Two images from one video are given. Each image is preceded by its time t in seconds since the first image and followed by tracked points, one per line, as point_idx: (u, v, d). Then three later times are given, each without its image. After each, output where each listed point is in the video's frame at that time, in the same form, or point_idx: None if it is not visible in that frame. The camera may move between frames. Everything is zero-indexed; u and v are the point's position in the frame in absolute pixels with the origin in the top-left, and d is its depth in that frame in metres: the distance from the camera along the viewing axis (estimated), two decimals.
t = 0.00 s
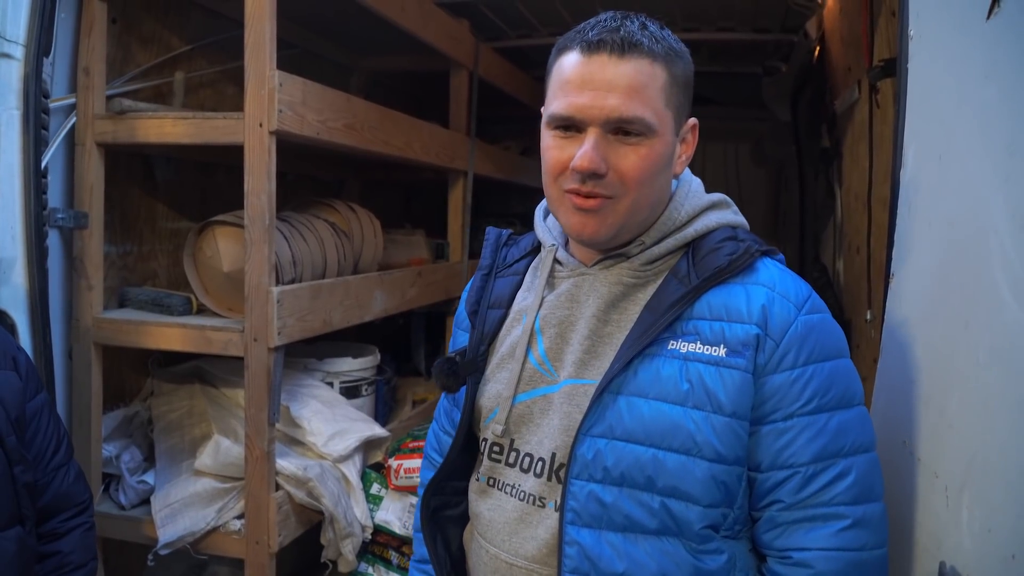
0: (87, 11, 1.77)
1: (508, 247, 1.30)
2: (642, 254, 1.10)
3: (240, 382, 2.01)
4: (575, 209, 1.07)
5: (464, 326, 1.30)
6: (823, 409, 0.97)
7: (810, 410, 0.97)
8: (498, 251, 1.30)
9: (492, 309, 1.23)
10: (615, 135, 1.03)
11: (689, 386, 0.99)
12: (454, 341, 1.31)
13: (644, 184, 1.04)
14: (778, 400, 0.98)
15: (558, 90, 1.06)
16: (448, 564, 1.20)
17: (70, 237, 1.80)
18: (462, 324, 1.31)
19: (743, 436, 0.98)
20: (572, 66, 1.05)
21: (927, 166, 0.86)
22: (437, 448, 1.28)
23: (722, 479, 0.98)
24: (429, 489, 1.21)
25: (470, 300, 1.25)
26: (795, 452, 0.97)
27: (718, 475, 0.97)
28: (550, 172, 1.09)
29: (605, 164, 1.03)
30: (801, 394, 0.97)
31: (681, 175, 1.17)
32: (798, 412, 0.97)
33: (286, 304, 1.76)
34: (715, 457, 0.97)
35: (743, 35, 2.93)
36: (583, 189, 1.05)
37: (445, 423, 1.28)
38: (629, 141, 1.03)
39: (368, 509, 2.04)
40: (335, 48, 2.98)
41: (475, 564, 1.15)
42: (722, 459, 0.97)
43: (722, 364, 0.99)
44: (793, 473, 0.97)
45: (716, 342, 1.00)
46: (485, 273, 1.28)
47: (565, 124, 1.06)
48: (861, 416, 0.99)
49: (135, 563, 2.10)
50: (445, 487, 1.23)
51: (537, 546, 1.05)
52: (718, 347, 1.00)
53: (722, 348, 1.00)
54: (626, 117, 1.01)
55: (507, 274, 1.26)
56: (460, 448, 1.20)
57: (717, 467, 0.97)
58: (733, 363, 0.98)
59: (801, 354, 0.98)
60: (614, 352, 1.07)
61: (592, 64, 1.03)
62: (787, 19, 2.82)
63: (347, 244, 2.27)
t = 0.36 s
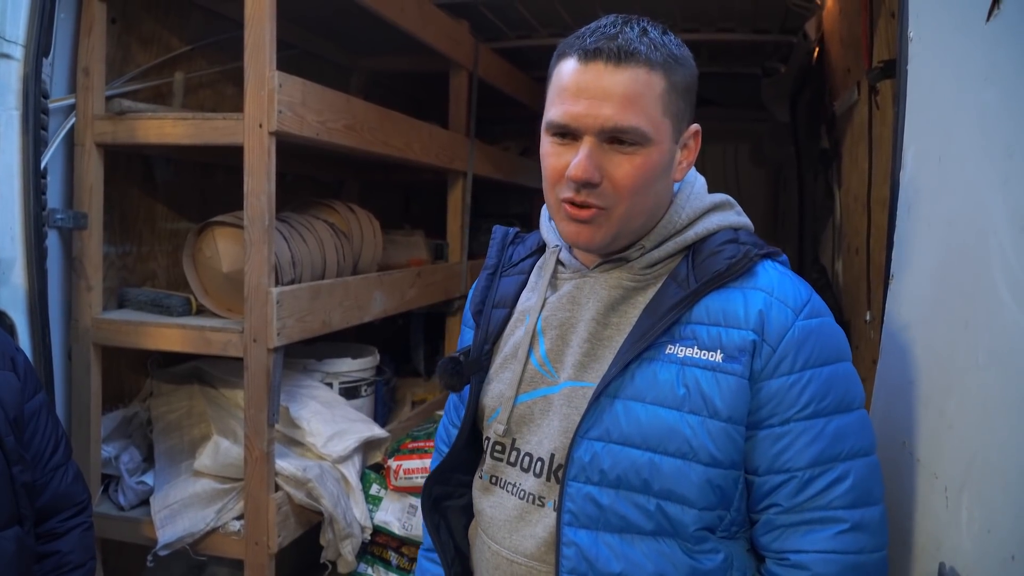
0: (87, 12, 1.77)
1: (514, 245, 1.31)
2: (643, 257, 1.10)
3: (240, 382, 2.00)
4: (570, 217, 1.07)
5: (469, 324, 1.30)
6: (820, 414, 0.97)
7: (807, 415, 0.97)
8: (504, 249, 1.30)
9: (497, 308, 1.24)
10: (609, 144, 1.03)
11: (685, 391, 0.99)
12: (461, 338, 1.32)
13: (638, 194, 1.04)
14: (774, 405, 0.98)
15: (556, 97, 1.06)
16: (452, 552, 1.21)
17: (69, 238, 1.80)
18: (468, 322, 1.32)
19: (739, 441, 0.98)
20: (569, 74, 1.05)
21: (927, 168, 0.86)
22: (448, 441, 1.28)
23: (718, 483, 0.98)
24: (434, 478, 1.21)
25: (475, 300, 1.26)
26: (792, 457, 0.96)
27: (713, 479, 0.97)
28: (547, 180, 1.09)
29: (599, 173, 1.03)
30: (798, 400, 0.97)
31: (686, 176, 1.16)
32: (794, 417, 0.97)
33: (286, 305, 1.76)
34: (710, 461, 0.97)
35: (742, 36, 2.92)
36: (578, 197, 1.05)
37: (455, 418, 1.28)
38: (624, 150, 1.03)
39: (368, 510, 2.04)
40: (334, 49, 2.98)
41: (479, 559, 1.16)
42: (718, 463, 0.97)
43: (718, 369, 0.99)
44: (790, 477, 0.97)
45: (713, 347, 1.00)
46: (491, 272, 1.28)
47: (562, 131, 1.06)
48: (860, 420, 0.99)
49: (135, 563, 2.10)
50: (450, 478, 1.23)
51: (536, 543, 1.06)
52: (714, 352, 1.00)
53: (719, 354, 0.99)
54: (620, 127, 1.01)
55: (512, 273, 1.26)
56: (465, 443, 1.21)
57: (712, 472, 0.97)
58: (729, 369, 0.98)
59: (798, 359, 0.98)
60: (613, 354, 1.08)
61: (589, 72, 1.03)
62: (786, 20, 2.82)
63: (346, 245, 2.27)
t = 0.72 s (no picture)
0: (87, 11, 1.77)
1: (489, 251, 1.29)
2: (629, 255, 1.10)
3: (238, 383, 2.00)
4: (564, 205, 1.07)
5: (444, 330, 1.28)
6: (806, 400, 0.99)
7: (794, 402, 0.99)
8: (480, 255, 1.28)
9: (477, 311, 1.22)
10: (607, 133, 1.04)
11: (679, 382, 1.00)
12: (434, 348, 1.29)
13: (632, 184, 1.05)
14: (763, 394, 1.00)
15: (553, 88, 1.07)
16: (431, 566, 1.20)
17: (68, 238, 1.80)
18: (443, 328, 1.29)
19: (733, 429, 0.99)
20: (568, 65, 1.06)
21: (925, 172, 0.86)
22: (415, 453, 1.28)
23: (714, 472, 0.99)
24: (413, 490, 1.20)
25: (454, 303, 1.23)
26: (780, 443, 0.99)
27: (710, 468, 0.98)
28: (541, 169, 1.08)
29: (597, 161, 1.03)
30: (785, 388, 0.99)
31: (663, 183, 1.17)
32: (782, 404, 0.99)
33: (285, 305, 1.76)
34: (706, 450, 0.98)
35: (741, 38, 2.92)
36: (574, 185, 1.05)
37: (424, 428, 1.27)
38: (620, 140, 1.04)
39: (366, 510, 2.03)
40: (334, 49, 2.98)
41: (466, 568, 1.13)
42: (713, 453, 0.98)
43: (710, 361, 1.00)
44: (779, 462, 0.99)
45: (704, 339, 1.01)
46: (468, 276, 1.26)
47: (559, 121, 1.06)
48: (840, 406, 1.02)
49: (133, 563, 2.10)
50: (430, 488, 1.22)
51: (535, 544, 1.05)
52: (705, 344, 1.01)
53: (710, 345, 1.00)
54: (619, 116, 1.02)
55: (490, 277, 1.25)
56: (446, 453, 1.19)
57: (709, 460, 0.98)
58: (721, 359, 0.99)
59: (784, 349, 1.00)
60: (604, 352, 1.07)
61: (588, 64, 1.04)
62: (785, 22, 2.82)
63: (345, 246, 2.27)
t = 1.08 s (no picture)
0: (87, 12, 1.77)
1: (425, 259, 1.23)
2: (582, 246, 1.12)
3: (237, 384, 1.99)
4: (514, 203, 1.06)
5: (387, 342, 1.19)
6: (757, 369, 1.05)
7: (749, 370, 1.04)
8: (418, 263, 1.21)
9: (427, 317, 1.16)
10: (547, 128, 1.05)
11: (651, 359, 1.02)
12: (373, 366, 1.21)
13: (575, 175, 1.07)
14: (724, 364, 1.04)
15: (488, 91, 1.08)
16: None
17: (68, 239, 1.80)
18: (381, 341, 1.21)
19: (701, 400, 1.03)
20: (501, 68, 1.07)
21: (921, 171, 0.85)
22: (349, 479, 1.25)
23: (691, 442, 1.02)
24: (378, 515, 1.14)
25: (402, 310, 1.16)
26: (740, 410, 1.02)
27: (688, 438, 1.02)
28: (485, 171, 1.08)
29: (542, 155, 1.04)
30: (740, 358, 1.04)
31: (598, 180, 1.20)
32: (739, 373, 1.03)
33: (284, 307, 1.76)
34: (683, 421, 1.01)
35: (740, 39, 2.92)
36: (521, 181, 1.05)
37: (358, 450, 1.24)
38: (561, 133, 1.06)
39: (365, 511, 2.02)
40: (333, 50, 2.99)
41: None
42: (689, 423, 1.01)
43: (677, 337, 1.03)
44: (741, 428, 1.02)
45: (667, 318, 1.04)
46: (411, 283, 1.19)
47: (498, 122, 1.07)
48: (782, 375, 1.08)
49: (132, 564, 2.10)
50: (392, 508, 1.15)
51: (526, 537, 1.03)
52: (670, 322, 1.04)
53: (674, 322, 1.04)
54: (557, 110, 1.04)
55: (434, 284, 1.19)
56: (410, 465, 1.12)
57: (686, 431, 1.01)
58: (687, 334, 1.03)
59: (737, 322, 1.05)
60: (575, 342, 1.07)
61: (521, 64, 1.06)
62: (784, 24, 2.83)
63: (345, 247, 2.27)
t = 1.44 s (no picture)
0: (90, 13, 1.77)
1: (380, 273, 1.20)
2: (542, 249, 1.12)
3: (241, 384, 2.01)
4: (470, 216, 1.06)
5: (352, 360, 1.18)
6: (717, 352, 1.09)
7: (710, 354, 1.08)
8: (374, 278, 1.19)
9: (391, 333, 1.14)
10: (491, 139, 1.05)
11: (622, 352, 1.04)
12: (336, 385, 1.20)
13: (525, 181, 1.07)
14: (688, 350, 1.07)
15: (426, 110, 1.07)
16: None
17: (71, 239, 1.81)
18: (343, 358, 1.19)
19: (670, 387, 1.06)
20: (435, 86, 1.06)
21: (928, 171, 0.85)
22: (314, 499, 1.26)
23: (663, 427, 1.05)
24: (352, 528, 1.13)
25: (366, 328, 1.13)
26: (705, 392, 1.07)
27: (661, 424, 1.05)
28: (436, 189, 1.07)
29: (491, 166, 1.04)
30: (702, 343, 1.08)
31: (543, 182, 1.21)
32: (702, 357, 1.08)
33: (286, 306, 1.76)
34: (655, 408, 1.04)
35: (742, 40, 2.91)
36: (475, 194, 1.05)
37: (323, 469, 1.25)
38: (506, 143, 1.06)
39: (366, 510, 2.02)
40: (335, 51, 2.99)
41: None
42: (661, 410, 1.04)
43: (643, 328, 1.05)
44: (708, 409, 1.06)
45: (632, 310, 1.07)
46: (370, 300, 1.16)
47: (441, 140, 1.06)
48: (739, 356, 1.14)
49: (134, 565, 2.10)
50: (368, 522, 1.14)
51: (520, 535, 1.03)
52: (635, 314, 1.06)
53: (639, 314, 1.06)
54: (498, 120, 1.04)
55: (393, 298, 1.17)
56: (390, 479, 1.10)
57: (659, 417, 1.04)
58: (653, 324, 1.05)
59: (696, 310, 1.10)
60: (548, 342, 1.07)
61: (455, 80, 1.05)
62: (786, 24, 2.82)
63: (346, 246, 2.27)
